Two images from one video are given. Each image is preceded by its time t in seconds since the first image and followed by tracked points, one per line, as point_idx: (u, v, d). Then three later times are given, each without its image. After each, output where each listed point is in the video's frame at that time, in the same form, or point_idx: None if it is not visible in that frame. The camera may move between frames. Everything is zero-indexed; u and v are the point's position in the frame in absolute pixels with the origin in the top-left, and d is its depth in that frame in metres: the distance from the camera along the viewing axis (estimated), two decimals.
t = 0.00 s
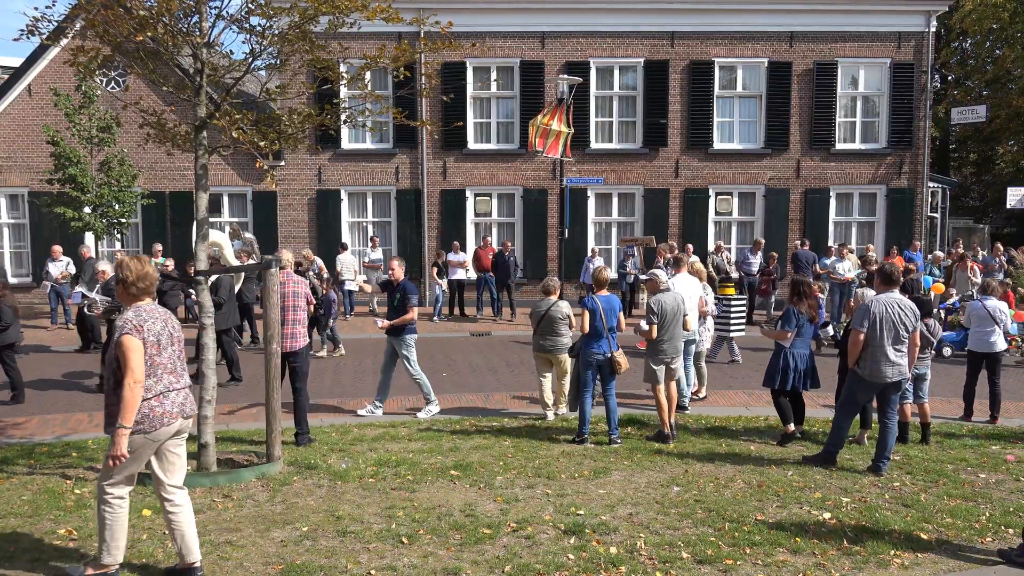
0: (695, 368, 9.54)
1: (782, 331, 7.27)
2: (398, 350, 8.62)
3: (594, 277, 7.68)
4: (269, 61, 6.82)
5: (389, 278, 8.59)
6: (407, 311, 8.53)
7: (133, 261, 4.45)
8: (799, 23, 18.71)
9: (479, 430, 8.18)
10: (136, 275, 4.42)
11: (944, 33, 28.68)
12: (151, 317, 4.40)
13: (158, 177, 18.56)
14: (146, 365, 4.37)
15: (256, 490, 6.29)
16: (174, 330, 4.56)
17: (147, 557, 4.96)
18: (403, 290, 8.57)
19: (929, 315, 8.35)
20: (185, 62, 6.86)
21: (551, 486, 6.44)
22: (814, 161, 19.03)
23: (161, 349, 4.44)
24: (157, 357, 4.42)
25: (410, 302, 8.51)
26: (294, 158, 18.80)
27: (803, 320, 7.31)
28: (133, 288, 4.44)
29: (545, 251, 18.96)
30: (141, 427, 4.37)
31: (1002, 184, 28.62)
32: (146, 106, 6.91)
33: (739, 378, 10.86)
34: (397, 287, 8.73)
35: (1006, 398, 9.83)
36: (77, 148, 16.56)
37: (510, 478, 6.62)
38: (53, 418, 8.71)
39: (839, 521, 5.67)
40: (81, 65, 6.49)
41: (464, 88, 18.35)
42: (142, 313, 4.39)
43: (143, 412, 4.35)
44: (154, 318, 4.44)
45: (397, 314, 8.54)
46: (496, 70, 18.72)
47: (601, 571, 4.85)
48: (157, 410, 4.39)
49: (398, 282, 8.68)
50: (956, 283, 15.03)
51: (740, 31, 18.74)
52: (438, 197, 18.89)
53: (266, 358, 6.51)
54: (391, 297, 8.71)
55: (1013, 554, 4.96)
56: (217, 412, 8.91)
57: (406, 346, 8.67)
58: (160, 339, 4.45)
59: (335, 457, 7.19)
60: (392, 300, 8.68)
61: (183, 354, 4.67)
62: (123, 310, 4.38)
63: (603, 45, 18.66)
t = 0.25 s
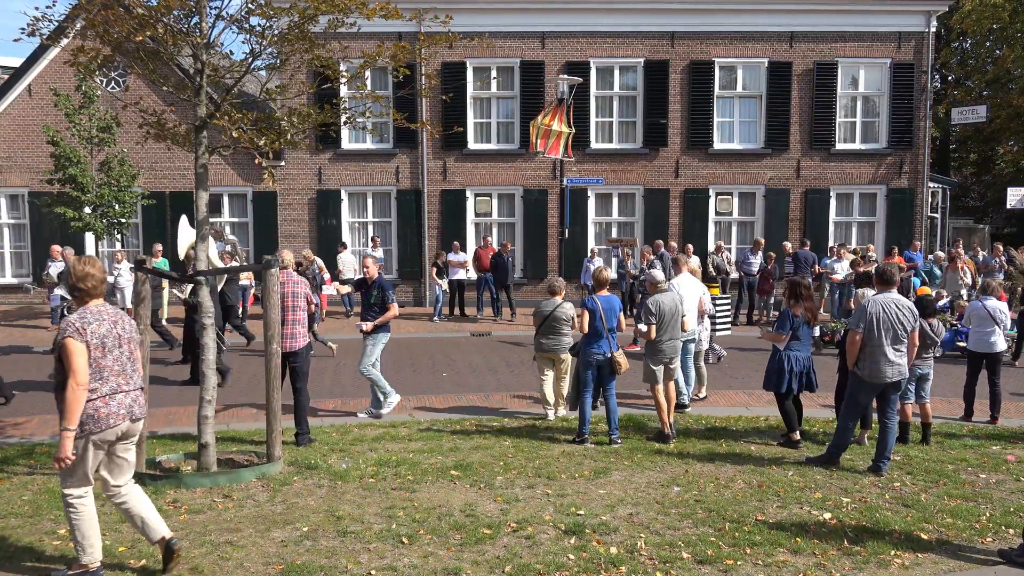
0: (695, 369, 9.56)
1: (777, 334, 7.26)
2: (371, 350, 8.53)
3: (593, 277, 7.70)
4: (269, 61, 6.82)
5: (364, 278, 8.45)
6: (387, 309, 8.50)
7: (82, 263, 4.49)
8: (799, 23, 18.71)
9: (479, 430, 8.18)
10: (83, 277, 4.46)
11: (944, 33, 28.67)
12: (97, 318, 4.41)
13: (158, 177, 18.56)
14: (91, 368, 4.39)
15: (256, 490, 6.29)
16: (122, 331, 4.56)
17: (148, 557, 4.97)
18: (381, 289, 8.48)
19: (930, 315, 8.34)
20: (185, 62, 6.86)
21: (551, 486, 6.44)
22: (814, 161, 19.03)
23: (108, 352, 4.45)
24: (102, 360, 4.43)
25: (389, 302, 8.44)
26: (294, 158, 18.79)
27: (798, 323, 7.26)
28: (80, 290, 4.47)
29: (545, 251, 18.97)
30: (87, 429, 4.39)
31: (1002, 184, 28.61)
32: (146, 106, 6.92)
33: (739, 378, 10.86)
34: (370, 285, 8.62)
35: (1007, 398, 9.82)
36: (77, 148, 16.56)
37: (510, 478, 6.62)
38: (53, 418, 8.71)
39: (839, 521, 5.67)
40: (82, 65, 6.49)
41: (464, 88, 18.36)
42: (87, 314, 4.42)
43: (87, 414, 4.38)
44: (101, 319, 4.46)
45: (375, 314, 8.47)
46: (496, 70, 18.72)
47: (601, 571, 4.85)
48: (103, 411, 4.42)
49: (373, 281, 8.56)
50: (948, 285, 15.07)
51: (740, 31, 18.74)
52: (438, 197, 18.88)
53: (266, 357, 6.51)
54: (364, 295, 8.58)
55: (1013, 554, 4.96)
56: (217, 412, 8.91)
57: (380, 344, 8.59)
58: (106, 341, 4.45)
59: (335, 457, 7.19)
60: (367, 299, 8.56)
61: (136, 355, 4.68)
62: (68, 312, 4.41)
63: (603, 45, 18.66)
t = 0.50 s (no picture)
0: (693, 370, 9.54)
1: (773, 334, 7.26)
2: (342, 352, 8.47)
3: (593, 278, 7.71)
4: (269, 61, 6.82)
5: (338, 280, 8.38)
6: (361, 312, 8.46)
7: (34, 257, 4.45)
8: (799, 24, 18.70)
9: (479, 430, 8.18)
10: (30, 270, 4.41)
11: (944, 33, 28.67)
12: (43, 314, 4.37)
13: (158, 177, 18.56)
14: (39, 364, 4.36)
15: (256, 490, 6.28)
16: (72, 325, 4.47)
17: (147, 557, 4.97)
18: (355, 291, 8.43)
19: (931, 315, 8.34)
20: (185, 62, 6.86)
21: (551, 486, 6.44)
22: (814, 161, 19.02)
23: (55, 346, 4.38)
24: (49, 356, 4.37)
25: (363, 305, 8.40)
26: (294, 158, 18.79)
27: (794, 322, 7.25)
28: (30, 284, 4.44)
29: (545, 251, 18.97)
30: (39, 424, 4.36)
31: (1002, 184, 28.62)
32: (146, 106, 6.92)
33: (740, 378, 10.85)
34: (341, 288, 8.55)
35: (1007, 398, 9.82)
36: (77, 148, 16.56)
37: (510, 478, 6.63)
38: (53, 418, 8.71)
39: (840, 521, 5.67)
40: (82, 65, 6.49)
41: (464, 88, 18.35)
42: (34, 310, 4.38)
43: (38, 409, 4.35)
44: (49, 314, 4.40)
45: (350, 316, 8.41)
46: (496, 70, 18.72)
47: (601, 571, 4.85)
48: (54, 406, 4.38)
49: (346, 282, 8.49)
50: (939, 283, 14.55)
51: (740, 31, 18.74)
52: (438, 197, 18.88)
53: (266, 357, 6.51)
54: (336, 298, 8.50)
55: (1014, 554, 4.96)
56: (217, 412, 8.91)
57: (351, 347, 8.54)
58: (52, 337, 4.38)
59: (335, 457, 7.19)
60: (340, 301, 8.49)
61: (90, 351, 4.59)
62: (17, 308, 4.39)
63: (603, 45, 18.66)
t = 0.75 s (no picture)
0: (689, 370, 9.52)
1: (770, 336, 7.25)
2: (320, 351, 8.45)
3: (593, 278, 7.71)
4: (270, 61, 6.82)
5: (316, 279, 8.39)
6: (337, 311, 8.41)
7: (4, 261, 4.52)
8: (799, 24, 18.70)
9: (479, 430, 8.18)
10: None
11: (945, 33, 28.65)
12: (6, 316, 4.38)
13: (158, 177, 18.57)
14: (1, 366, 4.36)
15: (256, 490, 6.28)
16: (36, 328, 4.47)
17: (148, 557, 4.97)
18: (333, 291, 8.40)
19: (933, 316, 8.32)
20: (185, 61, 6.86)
21: (551, 486, 6.44)
22: (814, 161, 19.02)
23: (16, 349, 4.38)
24: (12, 358, 4.38)
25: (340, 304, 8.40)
26: (294, 158, 18.80)
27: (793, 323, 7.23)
28: None
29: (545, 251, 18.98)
30: None
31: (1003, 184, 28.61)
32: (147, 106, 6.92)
33: (740, 377, 10.86)
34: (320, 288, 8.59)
35: (1007, 398, 9.81)
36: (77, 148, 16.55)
37: (510, 478, 6.63)
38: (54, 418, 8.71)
39: (840, 521, 5.67)
40: (82, 65, 6.49)
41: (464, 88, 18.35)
42: None
43: None
44: (14, 318, 4.42)
45: (326, 316, 8.37)
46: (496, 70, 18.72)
47: (600, 571, 4.85)
48: (13, 409, 4.36)
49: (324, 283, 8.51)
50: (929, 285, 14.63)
51: (740, 31, 18.73)
52: (438, 197, 18.87)
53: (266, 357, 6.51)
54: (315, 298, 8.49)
55: (1014, 554, 4.95)
56: (217, 412, 8.91)
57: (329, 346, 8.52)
58: (16, 339, 4.39)
59: (335, 457, 7.19)
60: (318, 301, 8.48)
61: (55, 355, 4.56)
62: None
63: (603, 45, 18.66)
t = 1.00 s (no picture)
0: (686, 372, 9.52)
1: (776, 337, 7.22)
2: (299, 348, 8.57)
3: (592, 278, 7.71)
4: (269, 61, 6.83)
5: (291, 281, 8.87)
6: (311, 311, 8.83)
7: None
8: (799, 24, 18.70)
9: (479, 430, 8.18)
10: None
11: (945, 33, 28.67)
12: None
13: (158, 177, 18.57)
14: None
15: (256, 490, 6.28)
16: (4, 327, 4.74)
17: (147, 557, 4.97)
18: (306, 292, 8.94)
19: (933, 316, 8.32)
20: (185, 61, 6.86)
21: (551, 486, 6.44)
22: (814, 161, 19.02)
23: None
24: None
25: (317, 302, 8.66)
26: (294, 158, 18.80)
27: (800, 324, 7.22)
28: None
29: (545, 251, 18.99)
30: None
31: (1003, 184, 28.62)
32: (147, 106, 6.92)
33: (740, 378, 10.86)
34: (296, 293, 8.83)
35: (1008, 399, 9.81)
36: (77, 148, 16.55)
37: (511, 478, 6.63)
38: (54, 418, 8.71)
39: (840, 521, 5.67)
40: (82, 65, 6.49)
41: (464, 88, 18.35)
42: None
43: None
44: None
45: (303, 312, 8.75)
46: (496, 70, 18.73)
47: (600, 571, 4.85)
48: None
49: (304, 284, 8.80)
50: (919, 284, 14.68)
51: (740, 31, 18.74)
52: (438, 197, 18.87)
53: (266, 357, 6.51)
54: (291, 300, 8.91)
55: (1013, 554, 4.96)
56: (217, 413, 8.91)
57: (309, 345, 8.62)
58: None
59: (335, 457, 7.19)
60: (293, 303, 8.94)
61: (22, 351, 4.84)
62: None
63: (603, 45, 18.67)
